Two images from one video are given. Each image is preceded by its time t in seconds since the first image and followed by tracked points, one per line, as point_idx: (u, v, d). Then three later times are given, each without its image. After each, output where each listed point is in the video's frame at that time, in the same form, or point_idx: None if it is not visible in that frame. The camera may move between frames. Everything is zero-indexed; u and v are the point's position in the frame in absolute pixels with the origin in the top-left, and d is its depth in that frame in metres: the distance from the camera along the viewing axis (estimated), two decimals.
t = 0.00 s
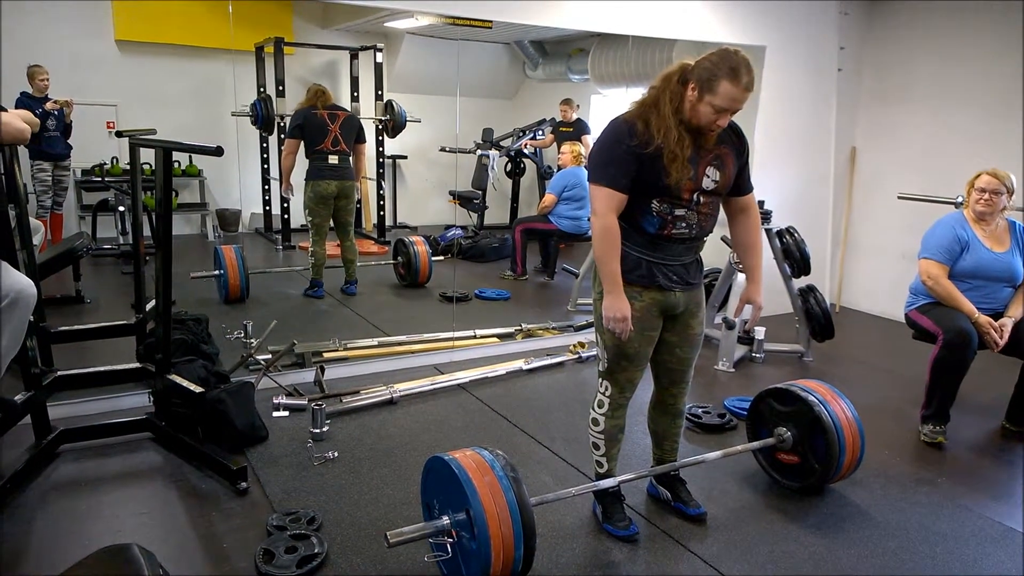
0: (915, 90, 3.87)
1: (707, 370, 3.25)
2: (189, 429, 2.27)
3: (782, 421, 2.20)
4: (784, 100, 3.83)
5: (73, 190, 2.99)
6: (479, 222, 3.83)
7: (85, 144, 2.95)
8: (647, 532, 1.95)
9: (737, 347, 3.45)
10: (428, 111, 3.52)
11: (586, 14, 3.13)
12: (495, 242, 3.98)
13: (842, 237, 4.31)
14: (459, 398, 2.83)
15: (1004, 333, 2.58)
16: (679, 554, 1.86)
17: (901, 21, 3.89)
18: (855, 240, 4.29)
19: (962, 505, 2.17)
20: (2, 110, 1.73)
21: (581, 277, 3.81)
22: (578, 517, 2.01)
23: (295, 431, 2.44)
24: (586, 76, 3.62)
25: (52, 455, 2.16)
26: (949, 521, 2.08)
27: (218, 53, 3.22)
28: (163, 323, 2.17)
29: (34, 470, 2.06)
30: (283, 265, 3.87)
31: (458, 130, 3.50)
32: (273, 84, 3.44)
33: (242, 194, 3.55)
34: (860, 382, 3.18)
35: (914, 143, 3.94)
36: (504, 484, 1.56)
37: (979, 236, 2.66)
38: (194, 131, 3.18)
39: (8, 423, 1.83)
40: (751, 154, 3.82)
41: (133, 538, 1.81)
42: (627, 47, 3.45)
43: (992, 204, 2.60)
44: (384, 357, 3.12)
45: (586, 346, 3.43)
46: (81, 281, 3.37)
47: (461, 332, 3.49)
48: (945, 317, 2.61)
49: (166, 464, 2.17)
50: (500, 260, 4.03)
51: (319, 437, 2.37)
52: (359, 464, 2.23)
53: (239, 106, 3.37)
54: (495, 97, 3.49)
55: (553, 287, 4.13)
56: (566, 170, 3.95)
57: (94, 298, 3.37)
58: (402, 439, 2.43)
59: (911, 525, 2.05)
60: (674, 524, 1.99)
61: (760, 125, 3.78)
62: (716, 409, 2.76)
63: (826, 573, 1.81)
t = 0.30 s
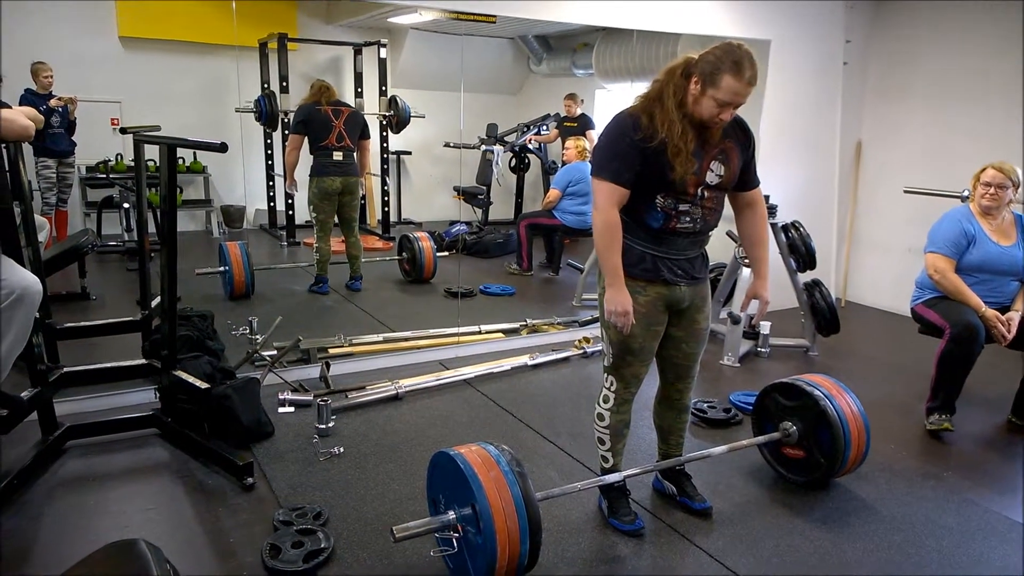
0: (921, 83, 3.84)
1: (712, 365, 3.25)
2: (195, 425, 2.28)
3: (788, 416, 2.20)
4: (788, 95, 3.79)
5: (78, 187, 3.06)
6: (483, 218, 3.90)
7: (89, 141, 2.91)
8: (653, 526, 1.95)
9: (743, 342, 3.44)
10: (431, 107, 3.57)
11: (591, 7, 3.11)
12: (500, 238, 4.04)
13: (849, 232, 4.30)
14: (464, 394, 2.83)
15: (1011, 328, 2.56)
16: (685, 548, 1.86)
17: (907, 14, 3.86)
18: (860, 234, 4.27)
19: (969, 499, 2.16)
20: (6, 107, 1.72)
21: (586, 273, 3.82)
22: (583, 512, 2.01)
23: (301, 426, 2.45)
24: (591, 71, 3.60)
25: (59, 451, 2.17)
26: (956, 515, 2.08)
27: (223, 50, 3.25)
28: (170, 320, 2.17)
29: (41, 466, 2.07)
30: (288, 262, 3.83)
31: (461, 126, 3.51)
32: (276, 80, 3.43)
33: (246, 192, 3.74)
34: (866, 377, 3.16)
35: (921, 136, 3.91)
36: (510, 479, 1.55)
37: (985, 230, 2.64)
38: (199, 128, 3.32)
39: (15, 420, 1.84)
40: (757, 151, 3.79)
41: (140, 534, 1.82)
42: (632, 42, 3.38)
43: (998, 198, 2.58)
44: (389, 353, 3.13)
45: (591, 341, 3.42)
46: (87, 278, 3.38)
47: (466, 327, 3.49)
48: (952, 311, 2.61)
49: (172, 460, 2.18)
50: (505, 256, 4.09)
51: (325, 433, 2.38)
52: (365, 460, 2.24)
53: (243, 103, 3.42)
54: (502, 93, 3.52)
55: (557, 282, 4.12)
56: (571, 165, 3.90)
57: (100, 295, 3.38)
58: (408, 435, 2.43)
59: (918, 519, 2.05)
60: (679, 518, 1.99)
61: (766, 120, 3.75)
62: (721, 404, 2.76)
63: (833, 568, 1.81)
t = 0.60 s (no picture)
0: (924, 78, 3.82)
1: (714, 361, 3.23)
2: (197, 422, 2.29)
3: (790, 411, 2.19)
4: (789, 90, 3.78)
5: (80, 183, 2.95)
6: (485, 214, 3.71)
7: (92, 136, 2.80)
8: (656, 523, 1.94)
9: (745, 338, 3.43)
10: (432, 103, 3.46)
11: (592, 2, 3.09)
12: (503, 233, 3.87)
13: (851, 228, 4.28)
14: (466, 390, 2.83)
15: (1012, 324, 2.56)
16: (687, 545, 1.85)
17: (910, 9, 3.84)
18: (862, 230, 4.25)
19: (971, 495, 2.16)
20: (9, 103, 1.71)
21: (587, 271, 3.85)
22: (585, 508, 2.01)
23: (303, 422, 2.45)
24: (593, 67, 3.55)
25: (61, 447, 2.17)
26: (958, 511, 2.07)
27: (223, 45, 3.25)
28: (171, 315, 2.17)
29: (43, 462, 2.08)
30: (290, 258, 3.78)
31: (465, 121, 3.41)
32: (279, 76, 3.47)
33: (248, 187, 3.75)
34: (870, 373, 3.15)
35: (924, 131, 3.89)
36: (513, 475, 1.55)
37: (987, 225, 2.62)
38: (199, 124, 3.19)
39: (17, 416, 1.84)
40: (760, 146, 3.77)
41: (142, 531, 1.82)
42: (633, 38, 3.46)
43: (1000, 194, 2.56)
44: (391, 349, 3.13)
45: (594, 337, 3.41)
46: (89, 275, 3.38)
47: (468, 323, 3.48)
48: (953, 306, 2.60)
49: (174, 457, 2.18)
50: (508, 251, 3.93)
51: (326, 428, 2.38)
52: (368, 456, 2.23)
53: (245, 99, 3.41)
54: (500, 89, 3.41)
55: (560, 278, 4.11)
56: (572, 162, 3.81)
57: (102, 292, 3.38)
58: (409, 431, 2.43)
59: (920, 516, 2.04)
60: (682, 515, 1.99)
61: (768, 116, 3.74)
62: (724, 400, 2.75)
63: (835, 564, 1.80)
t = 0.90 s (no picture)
0: (923, 77, 3.82)
1: (715, 360, 3.24)
2: (198, 422, 2.29)
3: (790, 410, 2.19)
4: (789, 89, 3.77)
5: (80, 184, 2.84)
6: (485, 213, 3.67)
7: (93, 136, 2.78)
8: (656, 522, 1.95)
9: (746, 337, 3.43)
10: (432, 102, 3.44)
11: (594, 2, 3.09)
12: (503, 233, 3.84)
13: (852, 226, 4.28)
14: (467, 389, 2.83)
15: (1016, 322, 2.56)
16: (687, 544, 1.86)
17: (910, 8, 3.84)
18: (862, 229, 4.26)
19: (971, 494, 2.16)
20: (10, 104, 1.72)
21: (587, 270, 3.86)
22: (586, 508, 2.01)
23: (305, 422, 2.46)
24: (593, 66, 3.54)
25: (63, 448, 2.17)
26: (958, 510, 2.07)
27: (224, 45, 3.27)
28: (172, 316, 2.18)
29: (45, 462, 2.08)
30: (291, 258, 3.83)
31: (465, 121, 3.42)
32: (279, 76, 3.50)
33: (248, 187, 3.61)
34: (870, 371, 3.16)
35: (925, 130, 3.88)
36: (513, 475, 1.55)
37: (989, 224, 2.62)
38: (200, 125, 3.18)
39: (18, 417, 1.84)
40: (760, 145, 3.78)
41: (143, 531, 1.82)
42: (633, 36, 3.48)
43: (1001, 192, 2.56)
44: (391, 349, 3.13)
45: (594, 336, 3.42)
46: (90, 276, 3.37)
47: (468, 323, 3.49)
48: (954, 305, 2.60)
49: (175, 457, 2.19)
50: (508, 251, 3.90)
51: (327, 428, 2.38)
52: (369, 456, 2.24)
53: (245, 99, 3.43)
54: (502, 88, 3.43)
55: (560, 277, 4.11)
56: (572, 161, 3.81)
57: (103, 292, 3.38)
58: (409, 431, 2.43)
59: (920, 514, 2.04)
60: (682, 514, 1.99)
61: (768, 115, 3.74)
62: (724, 399, 2.75)
63: (835, 563, 1.80)
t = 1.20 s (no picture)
0: (925, 75, 3.81)
1: (717, 359, 3.23)
2: (199, 421, 2.29)
3: (792, 409, 2.18)
4: (791, 88, 3.76)
5: (82, 182, 2.86)
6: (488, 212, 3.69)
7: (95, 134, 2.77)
8: (658, 521, 1.94)
9: (748, 335, 3.42)
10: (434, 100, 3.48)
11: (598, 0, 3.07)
12: (505, 232, 3.84)
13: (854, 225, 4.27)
14: (468, 388, 2.83)
15: (1016, 321, 2.56)
16: (689, 543, 1.85)
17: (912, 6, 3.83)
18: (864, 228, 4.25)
19: (975, 493, 2.15)
20: (10, 102, 1.71)
21: (592, 267, 3.80)
22: (588, 507, 2.00)
23: (306, 421, 2.45)
24: (595, 65, 3.51)
25: (64, 447, 2.17)
26: (961, 509, 2.06)
27: (228, 44, 3.27)
28: (173, 314, 2.18)
29: (47, 461, 2.08)
30: (293, 257, 3.77)
31: (466, 120, 3.42)
32: (281, 75, 3.57)
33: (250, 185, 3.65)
34: (873, 370, 3.14)
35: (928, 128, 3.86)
36: (514, 474, 1.54)
37: (990, 222, 2.60)
38: (201, 124, 3.18)
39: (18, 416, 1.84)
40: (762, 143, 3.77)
41: (144, 530, 1.82)
42: (636, 35, 3.45)
43: (1002, 191, 2.55)
44: (393, 347, 3.13)
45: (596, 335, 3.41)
46: (91, 275, 3.37)
47: (470, 322, 3.48)
48: (955, 304, 2.59)
49: (177, 456, 2.18)
50: (510, 250, 3.91)
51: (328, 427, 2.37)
52: (370, 455, 2.23)
53: (247, 97, 3.44)
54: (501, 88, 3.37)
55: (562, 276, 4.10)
56: (574, 160, 3.78)
57: (104, 291, 3.38)
58: (410, 430, 2.42)
59: (923, 513, 2.03)
60: (684, 513, 1.98)
61: (770, 113, 3.73)
62: (727, 398, 2.74)
63: (838, 562, 1.79)
